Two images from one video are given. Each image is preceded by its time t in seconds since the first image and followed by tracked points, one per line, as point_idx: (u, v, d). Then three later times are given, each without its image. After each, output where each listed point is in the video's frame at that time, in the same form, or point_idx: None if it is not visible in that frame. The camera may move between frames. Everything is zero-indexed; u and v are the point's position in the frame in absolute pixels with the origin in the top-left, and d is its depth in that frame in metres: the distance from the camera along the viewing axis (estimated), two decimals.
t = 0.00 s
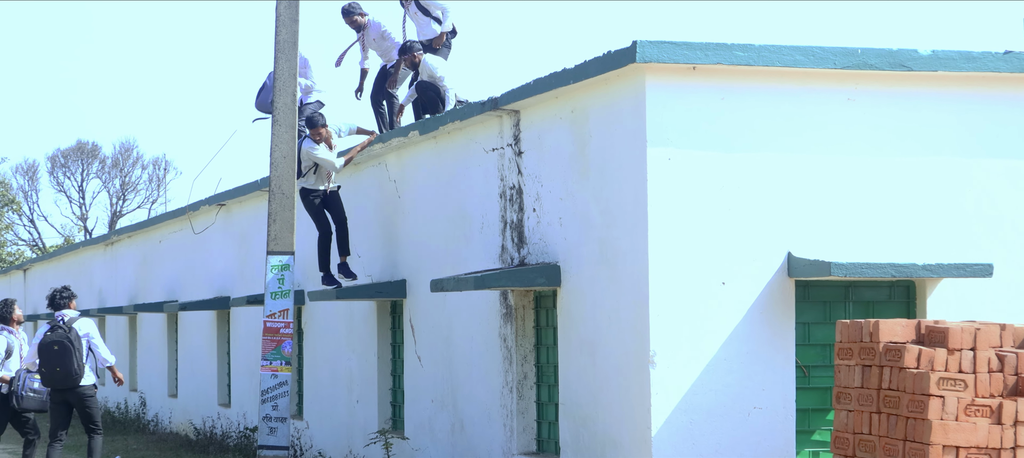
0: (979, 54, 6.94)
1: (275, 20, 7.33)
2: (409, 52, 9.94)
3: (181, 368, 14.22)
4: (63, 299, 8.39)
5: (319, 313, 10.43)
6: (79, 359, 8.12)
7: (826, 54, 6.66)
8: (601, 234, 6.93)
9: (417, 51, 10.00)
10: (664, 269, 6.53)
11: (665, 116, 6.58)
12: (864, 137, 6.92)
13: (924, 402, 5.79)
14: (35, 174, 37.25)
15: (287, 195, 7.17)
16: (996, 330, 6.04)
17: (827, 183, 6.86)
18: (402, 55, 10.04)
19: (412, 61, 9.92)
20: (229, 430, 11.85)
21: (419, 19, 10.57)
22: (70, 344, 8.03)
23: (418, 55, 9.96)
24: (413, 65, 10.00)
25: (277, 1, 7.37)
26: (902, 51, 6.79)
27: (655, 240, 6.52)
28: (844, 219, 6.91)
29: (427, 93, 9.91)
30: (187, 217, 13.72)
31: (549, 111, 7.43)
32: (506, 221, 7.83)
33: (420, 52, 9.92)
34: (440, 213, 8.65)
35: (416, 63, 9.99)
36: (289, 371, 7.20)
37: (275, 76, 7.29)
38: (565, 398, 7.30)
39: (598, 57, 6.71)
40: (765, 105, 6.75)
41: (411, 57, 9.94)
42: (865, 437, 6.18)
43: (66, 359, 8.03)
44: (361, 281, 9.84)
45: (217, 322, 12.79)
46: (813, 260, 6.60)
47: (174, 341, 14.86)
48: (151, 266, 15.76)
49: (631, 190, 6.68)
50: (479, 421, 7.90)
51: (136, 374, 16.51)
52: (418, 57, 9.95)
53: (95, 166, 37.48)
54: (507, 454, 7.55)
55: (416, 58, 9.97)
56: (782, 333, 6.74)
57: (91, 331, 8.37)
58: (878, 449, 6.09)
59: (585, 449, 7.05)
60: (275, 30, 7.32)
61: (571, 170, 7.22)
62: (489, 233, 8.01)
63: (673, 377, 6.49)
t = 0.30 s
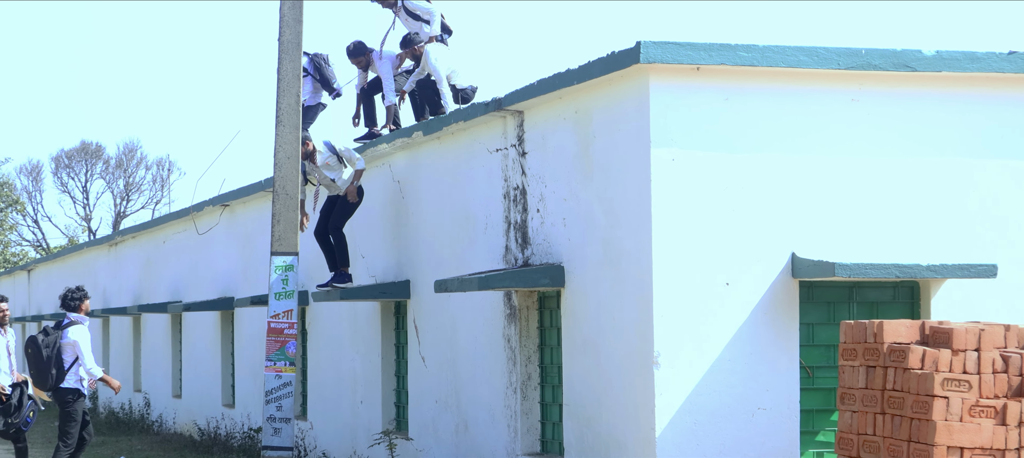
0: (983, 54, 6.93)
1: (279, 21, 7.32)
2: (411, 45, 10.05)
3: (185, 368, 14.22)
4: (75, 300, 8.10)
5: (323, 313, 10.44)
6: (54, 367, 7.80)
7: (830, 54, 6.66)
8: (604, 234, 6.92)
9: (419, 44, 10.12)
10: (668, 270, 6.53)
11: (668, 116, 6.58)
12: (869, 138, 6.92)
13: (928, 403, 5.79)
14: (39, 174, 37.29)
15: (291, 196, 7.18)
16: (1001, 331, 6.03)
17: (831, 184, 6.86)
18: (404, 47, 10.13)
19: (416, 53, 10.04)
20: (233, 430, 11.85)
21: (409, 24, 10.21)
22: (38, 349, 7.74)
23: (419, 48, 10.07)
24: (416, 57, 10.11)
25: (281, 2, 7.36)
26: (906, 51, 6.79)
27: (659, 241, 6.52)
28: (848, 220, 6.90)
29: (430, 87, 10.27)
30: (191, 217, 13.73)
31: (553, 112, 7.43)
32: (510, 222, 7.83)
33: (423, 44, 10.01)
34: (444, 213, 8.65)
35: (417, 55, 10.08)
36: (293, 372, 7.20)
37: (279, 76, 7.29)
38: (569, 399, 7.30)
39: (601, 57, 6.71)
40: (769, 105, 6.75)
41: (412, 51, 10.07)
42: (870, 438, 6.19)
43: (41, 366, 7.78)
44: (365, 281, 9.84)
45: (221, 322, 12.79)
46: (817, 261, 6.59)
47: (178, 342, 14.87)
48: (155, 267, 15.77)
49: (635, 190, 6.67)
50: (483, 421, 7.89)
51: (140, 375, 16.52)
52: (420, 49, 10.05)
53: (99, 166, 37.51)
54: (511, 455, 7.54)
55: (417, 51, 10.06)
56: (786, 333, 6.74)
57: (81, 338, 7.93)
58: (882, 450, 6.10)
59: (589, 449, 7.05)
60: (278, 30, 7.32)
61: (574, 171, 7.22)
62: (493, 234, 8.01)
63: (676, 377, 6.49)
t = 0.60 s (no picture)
0: (989, 55, 6.94)
1: (284, 21, 7.33)
2: (415, 50, 10.04)
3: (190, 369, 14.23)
4: (100, 304, 8.04)
5: (329, 313, 10.45)
6: (80, 368, 7.78)
7: (836, 54, 6.66)
8: (610, 235, 6.92)
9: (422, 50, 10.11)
10: (674, 271, 6.53)
11: (674, 117, 6.58)
12: (875, 138, 6.92)
13: (934, 403, 5.79)
14: (45, 175, 37.34)
15: (296, 196, 7.18)
16: (1007, 332, 6.03)
17: (837, 184, 6.87)
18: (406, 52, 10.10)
19: (420, 59, 10.02)
20: (239, 431, 11.86)
21: (416, 30, 10.23)
22: (65, 352, 7.77)
23: (424, 53, 10.05)
24: (419, 63, 10.11)
25: (287, 2, 7.37)
26: (912, 51, 6.80)
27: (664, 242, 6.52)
28: (854, 221, 6.90)
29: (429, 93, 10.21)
30: (197, 217, 13.75)
31: (558, 112, 7.43)
32: (516, 222, 7.83)
33: (426, 49, 10.01)
34: (449, 214, 8.65)
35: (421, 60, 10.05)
36: (299, 372, 7.21)
37: (285, 77, 7.29)
38: (574, 400, 7.30)
39: (607, 58, 6.72)
40: (775, 105, 6.75)
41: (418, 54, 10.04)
42: (875, 438, 6.19)
43: (68, 368, 7.77)
44: (370, 281, 9.84)
45: (227, 323, 12.81)
46: (823, 261, 6.59)
47: (184, 342, 14.88)
48: (161, 267, 15.78)
49: (641, 191, 6.67)
50: (488, 422, 7.89)
51: (145, 375, 16.54)
52: (423, 55, 10.05)
53: (104, 167, 37.57)
54: (517, 455, 7.54)
55: (421, 56, 10.06)
56: (792, 334, 6.74)
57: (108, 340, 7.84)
58: (888, 450, 6.09)
59: (595, 450, 7.05)
60: (284, 31, 7.32)
61: (580, 171, 7.22)
62: (499, 234, 8.01)
63: (682, 378, 6.49)
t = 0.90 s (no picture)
0: (997, 55, 6.93)
1: (292, 22, 7.34)
2: (415, 60, 9.99)
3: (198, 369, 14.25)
4: (111, 306, 7.98)
5: (336, 314, 10.46)
6: (79, 369, 7.74)
7: (844, 55, 6.66)
8: (618, 235, 6.93)
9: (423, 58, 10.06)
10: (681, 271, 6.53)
11: (681, 117, 6.59)
12: (883, 139, 6.92)
13: (941, 404, 5.79)
14: (52, 175, 37.40)
15: (304, 196, 7.19)
16: (1015, 332, 6.02)
17: (844, 185, 6.87)
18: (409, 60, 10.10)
19: (420, 68, 9.98)
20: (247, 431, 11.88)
21: (434, 38, 10.23)
22: (67, 351, 7.80)
23: (424, 61, 10.03)
24: (422, 72, 10.07)
25: (294, 3, 7.37)
26: (920, 52, 6.79)
27: (672, 243, 6.53)
28: (861, 221, 6.91)
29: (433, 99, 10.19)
30: (205, 218, 13.76)
31: (566, 112, 7.43)
32: (523, 223, 7.83)
33: (427, 58, 9.97)
34: (457, 214, 8.65)
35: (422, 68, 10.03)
36: (306, 372, 7.22)
37: (292, 78, 7.31)
38: (581, 400, 7.30)
39: (615, 58, 6.72)
40: (782, 106, 6.75)
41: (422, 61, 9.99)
42: (883, 439, 6.20)
43: (68, 367, 7.76)
44: (377, 281, 9.85)
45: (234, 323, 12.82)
46: (830, 262, 6.59)
47: (192, 342, 14.91)
48: (168, 267, 15.80)
49: (648, 191, 6.68)
50: (496, 422, 7.90)
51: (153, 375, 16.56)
52: (424, 64, 10.02)
53: (112, 167, 37.64)
54: (524, 455, 7.54)
55: (422, 65, 10.03)
56: (800, 334, 6.74)
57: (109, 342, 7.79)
58: (895, 451, 6.11)
59: (602, 450, 7.05)
60: (292, 32, 7.33)
61: (587, 172, 7.22)
62: (506, 235, 8.02)
63: (689, 378, 6.49)
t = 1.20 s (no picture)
0: (1007, 55, 6.93)
1: (301, 22, 7.34)
2: (426, 57, 10.01)
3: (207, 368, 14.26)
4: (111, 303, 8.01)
5: (345, 313, 10.46)
6: (90, 366, 7.77)
7: (853, 55, 6.65)
8: (627, 236, 6.92)
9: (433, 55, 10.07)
10: (690, 272, 6.53)
11: (691, 118, 6.58)
12: (892, 139, 6.92)
13: (951, 404, 5.79)
14: (61, 175, 37.46)
15: (313, 197, 7.19)
16: None
17: (854, 186, 6.87)
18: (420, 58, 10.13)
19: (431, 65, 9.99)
20: (255, 430, 11.89)
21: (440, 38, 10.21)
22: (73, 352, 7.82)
23: (435, 59, 10.03)
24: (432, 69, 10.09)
25: (303, 3, 7.37)
26: (929, 52, 6.79)
27: (681, 243, 6.52)
28: (871, 222, 6.90)
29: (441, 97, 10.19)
30: (213, 218, 13.77)
31: (575, 113, 7.43)
32: (532, 223, 7.83)
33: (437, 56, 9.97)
34: (466, 214, 8.65)
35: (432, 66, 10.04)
36: (315, 372, 7.22)
37: (301, 78, 7.31)
38: (590, 400, 7.30)
39: (624, 58, 6.72)
40: (792, 107, 6.75)
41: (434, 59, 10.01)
42: (892, 439, 6.20)
43: (81, 367, 7.80)
44: (386, 281, 9.86)
45: (243, 322, 12.83)
46: (840, 262, 6.59)
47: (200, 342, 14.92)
48: (177, 267, 15.82)
49: (657, 191, 6.67)
50: (505, 422, 7.90)
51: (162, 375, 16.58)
52: (435, 61, 10.03)
53: (121, 167, 37.71)
54: (533, 455, 7.54)
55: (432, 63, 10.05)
56: (809, 335, 6.74)
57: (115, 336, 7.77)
58: (905, 451, 6.10)
59: (611, 450, 7.05)
60: (301, 32, 7.33)
61: (596, 172, 7.22)
62: (515, 235, 8.02)
63: (698, 379, 6.49)
